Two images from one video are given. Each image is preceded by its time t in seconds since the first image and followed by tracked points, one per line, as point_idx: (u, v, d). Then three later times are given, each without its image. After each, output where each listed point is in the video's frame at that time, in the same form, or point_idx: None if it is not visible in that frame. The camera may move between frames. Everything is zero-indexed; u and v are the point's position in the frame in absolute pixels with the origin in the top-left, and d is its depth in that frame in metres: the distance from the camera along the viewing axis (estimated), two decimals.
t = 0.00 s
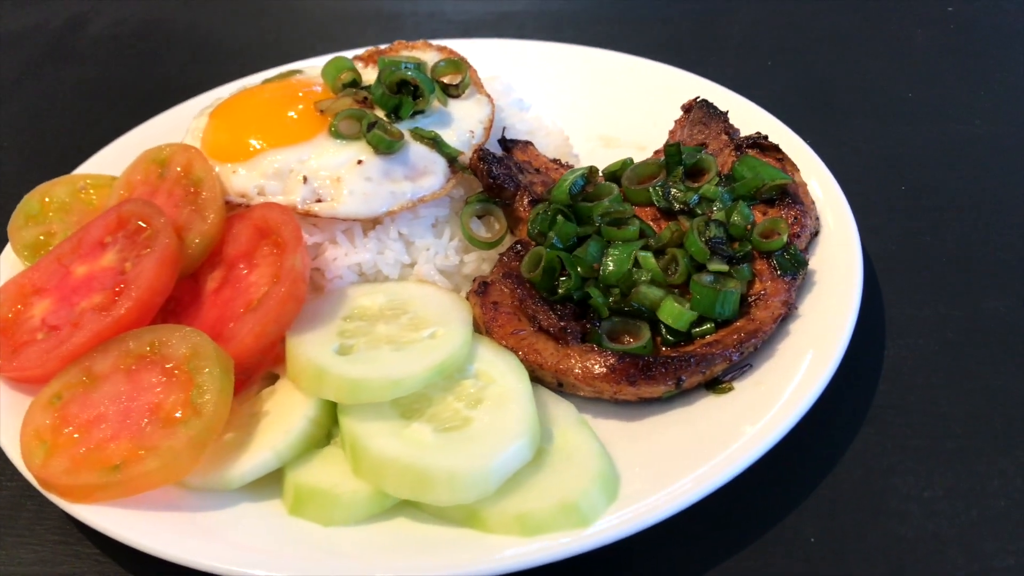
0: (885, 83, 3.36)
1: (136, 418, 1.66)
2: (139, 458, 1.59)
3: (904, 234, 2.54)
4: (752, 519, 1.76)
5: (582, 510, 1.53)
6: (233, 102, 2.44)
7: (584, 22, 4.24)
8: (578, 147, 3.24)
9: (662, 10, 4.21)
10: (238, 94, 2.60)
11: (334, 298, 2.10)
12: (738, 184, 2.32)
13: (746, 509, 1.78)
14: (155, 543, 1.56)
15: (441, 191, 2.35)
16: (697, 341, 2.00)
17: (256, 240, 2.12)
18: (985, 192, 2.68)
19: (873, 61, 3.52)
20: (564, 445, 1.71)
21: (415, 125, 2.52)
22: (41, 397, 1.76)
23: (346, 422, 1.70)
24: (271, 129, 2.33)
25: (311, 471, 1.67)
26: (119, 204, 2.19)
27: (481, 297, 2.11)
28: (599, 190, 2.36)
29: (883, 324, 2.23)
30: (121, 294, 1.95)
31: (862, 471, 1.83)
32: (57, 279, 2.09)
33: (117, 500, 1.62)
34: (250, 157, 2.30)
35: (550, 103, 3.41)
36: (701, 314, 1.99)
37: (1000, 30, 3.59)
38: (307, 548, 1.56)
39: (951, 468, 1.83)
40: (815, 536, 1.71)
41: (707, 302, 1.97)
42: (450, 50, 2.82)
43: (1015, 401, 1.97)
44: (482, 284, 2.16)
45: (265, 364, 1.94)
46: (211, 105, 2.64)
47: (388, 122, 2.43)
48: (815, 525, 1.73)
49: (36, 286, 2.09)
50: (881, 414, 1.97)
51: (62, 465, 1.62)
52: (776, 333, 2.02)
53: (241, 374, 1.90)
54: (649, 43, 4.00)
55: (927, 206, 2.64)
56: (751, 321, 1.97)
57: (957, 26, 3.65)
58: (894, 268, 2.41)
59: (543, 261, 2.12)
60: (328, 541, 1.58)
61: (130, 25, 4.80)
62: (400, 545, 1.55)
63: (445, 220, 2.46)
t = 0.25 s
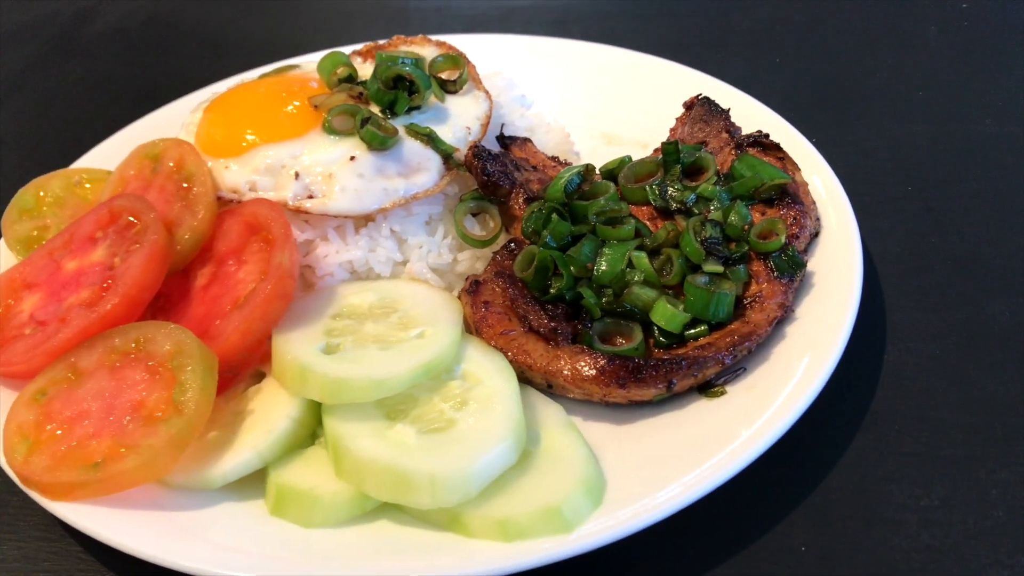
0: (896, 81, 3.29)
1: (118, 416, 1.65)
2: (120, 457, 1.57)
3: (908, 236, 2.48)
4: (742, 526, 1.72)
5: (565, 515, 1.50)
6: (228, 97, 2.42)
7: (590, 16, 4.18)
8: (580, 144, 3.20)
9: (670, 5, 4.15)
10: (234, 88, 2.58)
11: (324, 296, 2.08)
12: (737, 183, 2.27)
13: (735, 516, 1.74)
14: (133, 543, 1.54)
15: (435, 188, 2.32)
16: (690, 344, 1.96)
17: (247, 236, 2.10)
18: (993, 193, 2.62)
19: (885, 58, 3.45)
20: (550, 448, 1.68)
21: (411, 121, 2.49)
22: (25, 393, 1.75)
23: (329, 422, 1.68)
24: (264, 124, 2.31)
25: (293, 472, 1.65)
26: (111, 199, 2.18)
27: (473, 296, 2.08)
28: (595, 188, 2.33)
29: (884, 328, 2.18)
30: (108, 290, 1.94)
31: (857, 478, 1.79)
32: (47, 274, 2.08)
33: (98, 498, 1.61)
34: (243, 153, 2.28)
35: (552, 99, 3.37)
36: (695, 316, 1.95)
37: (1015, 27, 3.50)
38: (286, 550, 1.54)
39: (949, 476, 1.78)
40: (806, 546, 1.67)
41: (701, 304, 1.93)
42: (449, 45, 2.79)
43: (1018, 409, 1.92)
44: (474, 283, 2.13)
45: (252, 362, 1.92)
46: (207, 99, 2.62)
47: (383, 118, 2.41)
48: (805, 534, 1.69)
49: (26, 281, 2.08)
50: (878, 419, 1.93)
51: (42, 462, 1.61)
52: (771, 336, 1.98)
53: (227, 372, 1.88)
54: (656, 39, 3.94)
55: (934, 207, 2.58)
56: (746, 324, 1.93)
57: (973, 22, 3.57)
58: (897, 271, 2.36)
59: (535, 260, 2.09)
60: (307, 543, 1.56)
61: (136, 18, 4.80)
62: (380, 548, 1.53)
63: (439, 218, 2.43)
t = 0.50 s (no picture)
0: (905, 80, 3.22)
1: (97, 412, 1.64)
2: (97, 453, 1.57)
3: (910, 239, 2.43)
4: (727, 534, 1.68)
5: (542, 521, 1.47)
6: (221, 92, 2.41)
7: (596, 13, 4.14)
8: (580, 142, 3.16)
9: (677, 2, 4.10)
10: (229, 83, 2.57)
11: (312, 293, 2.06)
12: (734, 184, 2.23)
13: (720, 523, 1.70)
14: (108, 541, 1.53)
15: (427, 186, 2.30)
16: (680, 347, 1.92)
17: (235, 233, 2.09)
18: (1000, 196, 2.55)
19: (894, 57, 3.38)
20: (532, 451, 1.66)
21: (405, 118, 2.46)
22: (7, 387, 1.75)
23: (308, 422, 1.66)
24: (256, 119, 2.30)
25: (272, 471, 1.63)
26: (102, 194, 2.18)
27: (461, 296, 2.05)
28: (589, 187, 2.29)
29: (882, 333, 2.13)
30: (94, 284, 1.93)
31: (847, 487, 1.75)
32: (37, 268, 2.08)
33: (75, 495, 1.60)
34: (234, 149, 2.27)
35: (553, 97, 3.34)
36: (686, 318, 1.92)
37: None
38: (261, 550, 1.52)
39: (942, 486, 1.74)
40: (792, 555, 1.63)
41: (691, 306, 1.90)
42: (446, 41, 2.76)
43: (1017, 419, 1.87)
44: (463, 282, 2.10)
45: (236, 360, 1.90)
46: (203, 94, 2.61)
47: (376, 114, 2.39)
48: (792, 544, 1.65)
49: (16, 275, 2.08)
50: (872, 427, 1.88)
51: (21, 457, 1.60)
52: (764, 340, 1.94)
53: (211, 369, 1.86)
54: (662, 36, 3.89)
55: (938, 210, 2.52)
56: (737, 327, 1.90)
57: (986, 21, 3.49)
58: (898, 275, 2.31)
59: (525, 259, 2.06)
60: (282, 545, 1.54)
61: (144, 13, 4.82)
62: (355, 550, 1.51)
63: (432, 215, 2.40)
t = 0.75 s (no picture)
0: (912, 79, 3.17)
1: (78, 409, 1.63)
2: (76, 451, 1.55)
3: (911, 241, 2.38)
4: (714, 541, 1.65)
5: (522, 525, 1.45)
6: (214, 88, 2.40)
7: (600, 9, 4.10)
8: (579, 141, 3.11)
9: None
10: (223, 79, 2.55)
11: (300, 292, 2.04)
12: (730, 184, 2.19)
13: (708, 529, 1.67)
14: (84, 540, 1.51)
15: (418, 184, 2.28)
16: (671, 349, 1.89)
17: (224, 230, 2.07)
18: (1005, 199, 2.50)
19: (901, 56, 3.33)
20: (516, 454, 1.63)
21: (398, 115, 2.44)
22: None
23: (290, 422, 1.64)
24: (248, 115, 2.28)
25: (252, 471, 1.62)
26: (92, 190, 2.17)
27: (450, 295, 2.03)
28: (583, 186, 2.26)
29: (880, 337, 2.09)
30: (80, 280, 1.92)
31: (838, 494, 1.71)
32: (26, 263, 2.07)
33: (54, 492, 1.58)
34: (225, 145, 2.25)
35: (553, 95, 3.30)
36: (677, 320, 1.88)
37: None
38: (238, 551, 1.50)
39: (936, 494, 1.70)
40: (779, 563, 1.60)
41: (683, 308, 1.86)
42: (443, 38, 2.74)
43: (1016, 426, 1.82)
44: (453, 281, 2.08)
45: (221, 359, 1.89)
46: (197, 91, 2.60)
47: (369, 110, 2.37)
48: (780, 552, 1.62)
49: (5, 270, 2.08)
50: (866, 432, 1.84)
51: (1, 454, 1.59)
52: (757, 342, 1.90)
53: (195, 368, 1.85)
54: (666, 34, 3.85)
55: (941, 212, 2.47)
56: (729, 330, 1.86)
57: (997, 20, 3.43)
58: (897, 277, 2.26)
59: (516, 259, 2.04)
60: (260, 546, 1.52)
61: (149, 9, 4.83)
62: (333, 553, 1.49)
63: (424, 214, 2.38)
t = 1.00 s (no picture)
0: (921, 73, 3.09)
1: (56, 403, 1.61)
2: (53, 446, 1.54)
3: (913, 238, 2.32)
4: (700, 544, 1.61)
5: (499, 526, 1.42)
6: (206, 80, 2.38)
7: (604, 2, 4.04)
8: (578, 135, 3.07)
9: None
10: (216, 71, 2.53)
11: (286, 286, 2.02)
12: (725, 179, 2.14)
13: (695, 532, 1.63)
14: (59, 536, 1.50)
15: (408, 178, 2.25)
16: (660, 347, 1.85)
17: (211, 224, 2.05)
18: (1012, 196, 2.43)
19: (911, 49, 3.25)
20: (497, 453, 1.60)
21: (390, 108, 2.41)
22: None
23: (268, 418, 1.62)
24: (238, 108, 2.26)
25: (230, 468, 1.60)
26: (81, 183, 2.16)
27: (438, 290, 2.00)
28: (575, 181, 2.23)
29: (878, 337, 2.04)
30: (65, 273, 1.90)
31: (828, 498, 1.67)
32: (13, 256, 2.06)
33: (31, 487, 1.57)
34: (214, 138, 2.23)
35: (553, 88, 3.26)
36: (666, 318, 1.84)
37: None
38: (213, 549, 1.48)
39: (930, 499, 1.65)
40: (765, 569, 1.56)
41: (672, 305, 1.82)
42: (438, 30, 2.71)
43: (1015, 430, 1.77)
44: (441, 277, 2.05)
45: (205, 353, 1.87)
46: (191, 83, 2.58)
47: (360, 103, 2.34)
48: (766, 556, 1.58)
49: None
50: (861, 435, 1.79)
51: None
52: (749, 342, 1.86)
53: (178, 362, 1.83)
54: (671, 27, 3.79)
55: (945, 209, 2.41)
56: (719, 328, 1.82)
57: (1011, 13, 3.34)
58: (898, 275, 2.21)
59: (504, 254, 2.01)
60: (234, 544, 1.50)
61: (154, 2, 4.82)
62: (308, 552, 1.47)
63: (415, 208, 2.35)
